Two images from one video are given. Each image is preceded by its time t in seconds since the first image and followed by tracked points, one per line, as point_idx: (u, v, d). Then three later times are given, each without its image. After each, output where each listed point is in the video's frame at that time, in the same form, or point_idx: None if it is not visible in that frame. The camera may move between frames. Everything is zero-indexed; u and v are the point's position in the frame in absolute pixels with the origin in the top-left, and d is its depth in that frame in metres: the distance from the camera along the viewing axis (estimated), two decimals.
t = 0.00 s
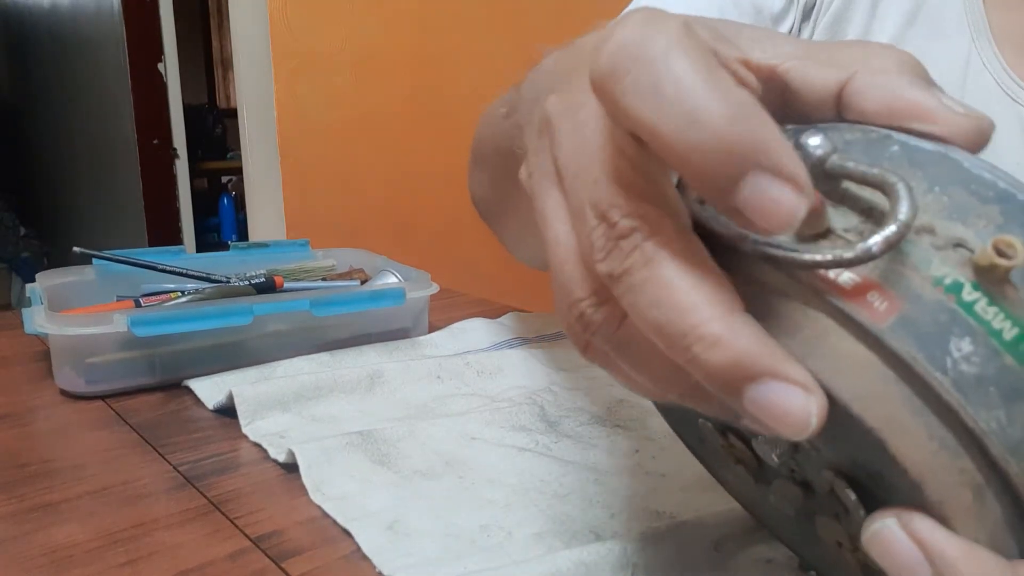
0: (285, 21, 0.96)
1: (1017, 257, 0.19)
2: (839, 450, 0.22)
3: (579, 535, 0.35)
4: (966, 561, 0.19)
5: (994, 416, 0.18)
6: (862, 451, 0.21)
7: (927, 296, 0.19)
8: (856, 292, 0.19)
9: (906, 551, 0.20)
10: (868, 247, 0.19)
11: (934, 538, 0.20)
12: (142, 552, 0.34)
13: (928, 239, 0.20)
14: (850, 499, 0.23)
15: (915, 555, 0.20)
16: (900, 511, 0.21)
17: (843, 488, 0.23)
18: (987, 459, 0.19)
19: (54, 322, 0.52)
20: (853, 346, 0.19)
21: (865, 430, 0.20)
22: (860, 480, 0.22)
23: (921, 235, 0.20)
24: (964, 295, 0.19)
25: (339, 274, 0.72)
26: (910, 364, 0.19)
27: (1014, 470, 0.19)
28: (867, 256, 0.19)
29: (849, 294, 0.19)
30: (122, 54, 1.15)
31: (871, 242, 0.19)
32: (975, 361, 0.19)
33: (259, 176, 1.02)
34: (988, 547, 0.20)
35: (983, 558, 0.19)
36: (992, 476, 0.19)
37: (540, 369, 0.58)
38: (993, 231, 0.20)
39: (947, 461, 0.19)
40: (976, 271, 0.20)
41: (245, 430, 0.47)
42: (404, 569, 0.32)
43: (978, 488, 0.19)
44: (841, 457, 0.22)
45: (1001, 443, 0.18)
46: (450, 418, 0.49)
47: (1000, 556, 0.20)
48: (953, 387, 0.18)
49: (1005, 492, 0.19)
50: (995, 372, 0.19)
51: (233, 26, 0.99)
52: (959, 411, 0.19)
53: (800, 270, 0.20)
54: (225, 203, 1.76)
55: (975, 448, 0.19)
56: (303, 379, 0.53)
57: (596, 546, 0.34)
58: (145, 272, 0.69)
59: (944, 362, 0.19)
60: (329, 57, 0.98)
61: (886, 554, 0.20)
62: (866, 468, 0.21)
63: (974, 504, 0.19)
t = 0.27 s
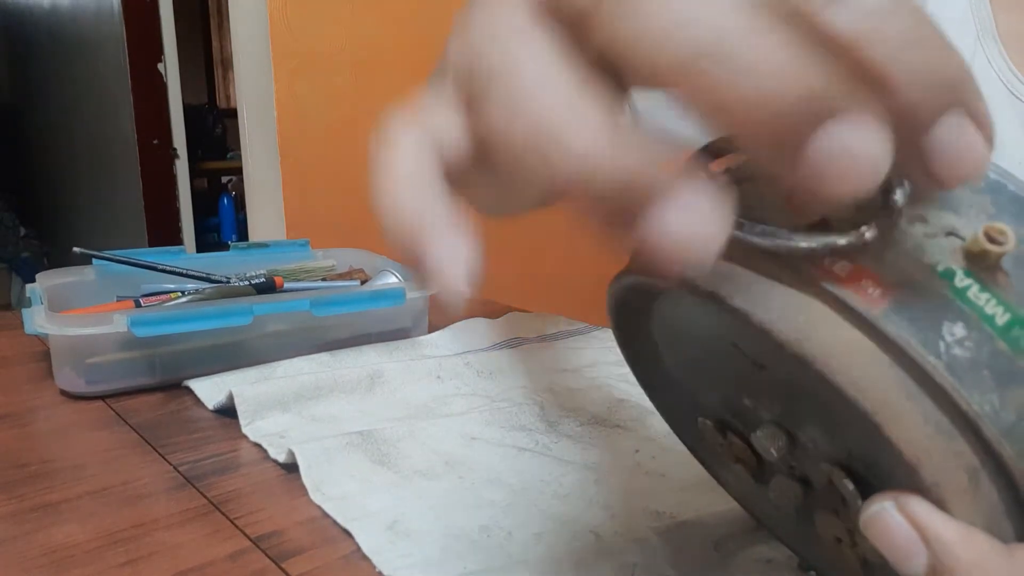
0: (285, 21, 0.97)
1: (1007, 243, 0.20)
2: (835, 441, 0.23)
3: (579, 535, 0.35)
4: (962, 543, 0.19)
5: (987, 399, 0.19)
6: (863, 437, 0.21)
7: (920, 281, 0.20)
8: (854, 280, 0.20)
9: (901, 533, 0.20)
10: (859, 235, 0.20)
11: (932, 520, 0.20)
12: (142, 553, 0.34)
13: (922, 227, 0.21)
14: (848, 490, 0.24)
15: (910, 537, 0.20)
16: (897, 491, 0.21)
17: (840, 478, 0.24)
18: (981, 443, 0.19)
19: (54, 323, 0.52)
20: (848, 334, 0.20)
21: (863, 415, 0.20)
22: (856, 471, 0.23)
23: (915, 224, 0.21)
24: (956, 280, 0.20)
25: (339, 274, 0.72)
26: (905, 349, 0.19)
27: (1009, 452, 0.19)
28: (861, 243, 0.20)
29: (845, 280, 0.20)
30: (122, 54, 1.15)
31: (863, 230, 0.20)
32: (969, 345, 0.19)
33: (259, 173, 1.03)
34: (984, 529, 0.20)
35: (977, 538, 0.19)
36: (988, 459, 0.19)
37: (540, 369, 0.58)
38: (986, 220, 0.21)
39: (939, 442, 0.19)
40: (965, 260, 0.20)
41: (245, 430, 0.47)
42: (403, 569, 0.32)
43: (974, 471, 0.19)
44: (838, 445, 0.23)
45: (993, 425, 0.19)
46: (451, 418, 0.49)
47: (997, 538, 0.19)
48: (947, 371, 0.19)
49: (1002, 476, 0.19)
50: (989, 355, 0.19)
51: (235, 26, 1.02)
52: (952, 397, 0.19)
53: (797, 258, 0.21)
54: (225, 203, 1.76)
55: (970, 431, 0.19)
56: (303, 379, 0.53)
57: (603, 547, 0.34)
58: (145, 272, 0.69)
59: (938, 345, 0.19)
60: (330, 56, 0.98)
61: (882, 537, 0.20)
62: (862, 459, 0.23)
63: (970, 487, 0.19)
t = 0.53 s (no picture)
0: (284, 22, 0.97)
1: (1004, 240, 0.21)
2: (837, 437, 0.23)
3: (578, 535, 0.35)
4: (959, 538, 0.20)
5: (985, 395, 0.20)
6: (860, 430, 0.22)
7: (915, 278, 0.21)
8: (849, 279, 0.21)
9: (899, 526, 0.20)
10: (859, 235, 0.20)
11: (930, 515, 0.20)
12: (142, 553, 0.34)
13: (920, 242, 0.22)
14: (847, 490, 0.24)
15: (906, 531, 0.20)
16: (894, 487, 0.21)
17: (838, 476, 0.24)
18: (979, 437, 0.20)
19: (54, 323, 0.52)
20: (851, 331, 0.21)
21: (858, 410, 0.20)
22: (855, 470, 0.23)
23: (908, 224, 0.22)
24: (953, 278, 0.21)
25: (340, 274, 0.72)
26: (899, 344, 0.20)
27: (1007, 449, 0.20)
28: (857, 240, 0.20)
29: (843, 280, 0.21)
30: (122, 54, 1.15)
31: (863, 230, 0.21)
32: (966, 342, 0.20)
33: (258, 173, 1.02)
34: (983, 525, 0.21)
35: (974, 534, 0.20)
36: (988, 457, 0.20)
37: (540, 369, 0.58)
38: (982, 216, 0.22)
39: (937, 440, 0.20)
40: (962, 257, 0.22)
41: (245, 430, 0.47)
42: (402, 569, 0.32)
43: (973, 467, 0.20)
44: (839, 443, 0.24)
45: (991, 420, 0.20)
46: (450, 417, 0.49)
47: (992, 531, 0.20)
48: (945, 367, 0.20)
49: (999, 472, 0.20)
50: (986, 351, 0.20)
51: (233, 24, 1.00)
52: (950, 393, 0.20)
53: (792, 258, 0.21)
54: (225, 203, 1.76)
55: (969, 428, 0.20)
56: (303, 379, 0.54)
57: (600, 549, 0.34)
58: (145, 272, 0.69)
59: (935, 342, 0.20)
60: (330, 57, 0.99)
61: (880, 529, 0.21)
62: (862, 457, 0.23)
63: (968, 482, 0.20)
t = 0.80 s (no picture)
0: (284, 22, 0.97)
1: (1003, 232, 0.21)
2: (834, 433, 0.24)
3: (579, 535, 0.35)
4: (958, 526, 0.20)
5: (985, 385, 0.20)
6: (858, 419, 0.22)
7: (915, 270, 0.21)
8: (849, 271, 0.21)
9: (897, 514, 0.21)
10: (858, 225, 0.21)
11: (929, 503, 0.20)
12: (142, 553, 0.34)
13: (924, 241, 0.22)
14: (847, 483, 0.24)
15: (903, 518, 0.20)
16: (894, 476, 0.21)
17: (839, 469, 0.24)
18: (980, 427, 0.20)
19: (54, 322, 0.52)
20: (852, 322, 0.21)
21: (858, 399, 0.21)
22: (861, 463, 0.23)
23: (911, 215, 0.22)
24: (952, 270, 0.21)
25: (340, 274, 0.72)
26: (895, 333, 0.21)
27: (1007, 438, 0.20)
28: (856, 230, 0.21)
29: (843, 272, 0.21)
30: (122, 54, 1.15)
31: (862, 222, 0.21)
32: (965, 332, 0.21)
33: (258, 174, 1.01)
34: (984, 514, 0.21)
35: (973, 522, 0.20)
36: (988, 447, 0.21)
37: (540, 369, 0.58)
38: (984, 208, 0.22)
39: (939, 428, 0.20)
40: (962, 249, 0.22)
41: (245, 430, 0.47)
42: (403, 569, 0.32)
43: (973, 456, 0.21)
44: (839, 437, 0.24)
45: (990, 409, 0.20)
46: (450, 417, 0.49)
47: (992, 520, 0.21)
48: (944, 356, 0.20)
49: (1000, 462, 0.21)
50: (985, 342, 0.21)
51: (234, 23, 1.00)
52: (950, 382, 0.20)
53: (792, 249, 0.22)
54: (225, 203, 1.76)
55: (968, 417, 0.20)
56: (303, 379, 0.54)
57: (598, 546, 0.34)
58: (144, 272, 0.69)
59: (934, 332, 0.21)
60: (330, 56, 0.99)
61: (878, 516, 0.21)
62: (861, 449, 0.23)
63: (969, 471, 0.21)
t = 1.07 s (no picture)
0: (284, 22, 0.98)
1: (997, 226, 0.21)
2: (830, 428, 0.24)
3: (579, 535, 0.35)
4: (954, 517, 0.21)
5: (981, 375, 0.20)
6: (857, 411, 0.22)
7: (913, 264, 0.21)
8: (849, 266, 0.21)
9: (896, 506, 0.21)
10: (855, 218, 0.21)
11: (929, 497, 0.21)
12: (142, 553, 0.34)
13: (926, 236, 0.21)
14: (845, 478, 0.24)
15: (900, 511, 0.21)
16: (892, 468, 0.22)
17: (837, 464, 0.24)
18: (976, 418, 0.20)
19: (54, 322, 0.52)
20: (852, 314, 0.21)
21: (857, 390, 0.21)
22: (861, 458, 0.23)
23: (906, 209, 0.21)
24: (948, 262, 0.21)
25: (339, 274, 0.72)
26: (893, 321, 0.21)
27: (1004, 430, 0.20)
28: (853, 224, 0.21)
29: (840, 264, 0.21)
30: (122, 54, 1.15)
31: (859, 214, 0.21)
32: (960, 324, 0.20)
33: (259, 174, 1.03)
34: (980, 505, 0.21)
35: (971, 515, 0.21)
36: (984, 438, 0.21)
37: (541, 370, 0.58)
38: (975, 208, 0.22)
39: (933, 420, 0.21)
40: (954, 241, 0.21)
41: (245, 430, 0.47)
42: (403, 569, 0.32)
43: (970, 448, 0.21)
44: (837, 432, 0.24)
45: (987, 400, 0.20)
46: (450, 417, 0.49)
47: (987, 512, 0.21)
48: (940, 349, 0.20)
49: (997, 453, 0.21)
50: (982, 332, 0.20)
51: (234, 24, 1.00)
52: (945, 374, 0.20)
53: (786, 241, 0.22)
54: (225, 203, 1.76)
55: (965, 408, 0.20)
56: (303, 379, 0.54)
57: (598, 545, 0.34)
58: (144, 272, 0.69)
59: (931, 325, 0.21)
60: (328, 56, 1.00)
61: (877, 507, 0.22)
62: (860, 445, 0.23)
63: (966, 462, 0.21)
